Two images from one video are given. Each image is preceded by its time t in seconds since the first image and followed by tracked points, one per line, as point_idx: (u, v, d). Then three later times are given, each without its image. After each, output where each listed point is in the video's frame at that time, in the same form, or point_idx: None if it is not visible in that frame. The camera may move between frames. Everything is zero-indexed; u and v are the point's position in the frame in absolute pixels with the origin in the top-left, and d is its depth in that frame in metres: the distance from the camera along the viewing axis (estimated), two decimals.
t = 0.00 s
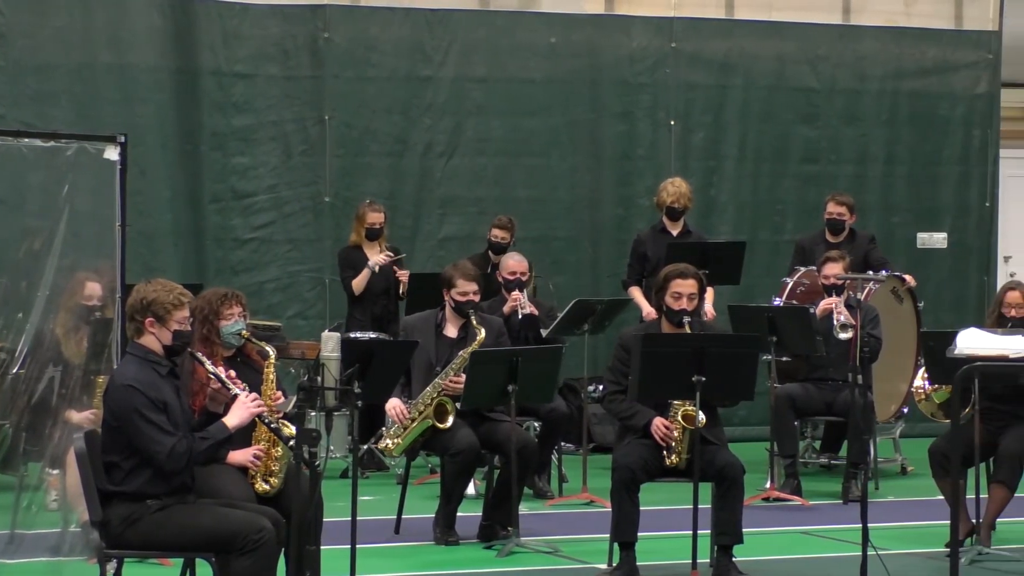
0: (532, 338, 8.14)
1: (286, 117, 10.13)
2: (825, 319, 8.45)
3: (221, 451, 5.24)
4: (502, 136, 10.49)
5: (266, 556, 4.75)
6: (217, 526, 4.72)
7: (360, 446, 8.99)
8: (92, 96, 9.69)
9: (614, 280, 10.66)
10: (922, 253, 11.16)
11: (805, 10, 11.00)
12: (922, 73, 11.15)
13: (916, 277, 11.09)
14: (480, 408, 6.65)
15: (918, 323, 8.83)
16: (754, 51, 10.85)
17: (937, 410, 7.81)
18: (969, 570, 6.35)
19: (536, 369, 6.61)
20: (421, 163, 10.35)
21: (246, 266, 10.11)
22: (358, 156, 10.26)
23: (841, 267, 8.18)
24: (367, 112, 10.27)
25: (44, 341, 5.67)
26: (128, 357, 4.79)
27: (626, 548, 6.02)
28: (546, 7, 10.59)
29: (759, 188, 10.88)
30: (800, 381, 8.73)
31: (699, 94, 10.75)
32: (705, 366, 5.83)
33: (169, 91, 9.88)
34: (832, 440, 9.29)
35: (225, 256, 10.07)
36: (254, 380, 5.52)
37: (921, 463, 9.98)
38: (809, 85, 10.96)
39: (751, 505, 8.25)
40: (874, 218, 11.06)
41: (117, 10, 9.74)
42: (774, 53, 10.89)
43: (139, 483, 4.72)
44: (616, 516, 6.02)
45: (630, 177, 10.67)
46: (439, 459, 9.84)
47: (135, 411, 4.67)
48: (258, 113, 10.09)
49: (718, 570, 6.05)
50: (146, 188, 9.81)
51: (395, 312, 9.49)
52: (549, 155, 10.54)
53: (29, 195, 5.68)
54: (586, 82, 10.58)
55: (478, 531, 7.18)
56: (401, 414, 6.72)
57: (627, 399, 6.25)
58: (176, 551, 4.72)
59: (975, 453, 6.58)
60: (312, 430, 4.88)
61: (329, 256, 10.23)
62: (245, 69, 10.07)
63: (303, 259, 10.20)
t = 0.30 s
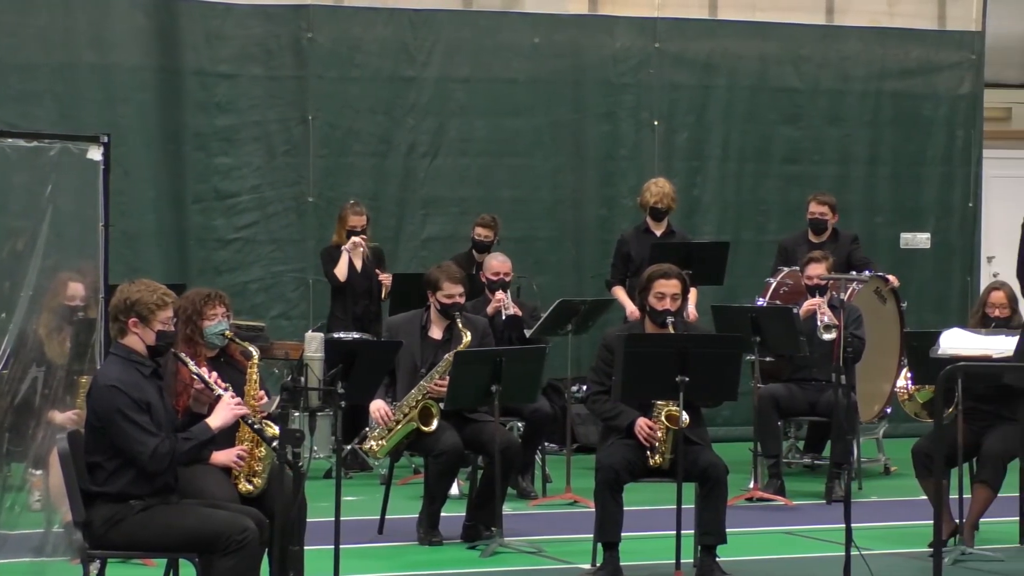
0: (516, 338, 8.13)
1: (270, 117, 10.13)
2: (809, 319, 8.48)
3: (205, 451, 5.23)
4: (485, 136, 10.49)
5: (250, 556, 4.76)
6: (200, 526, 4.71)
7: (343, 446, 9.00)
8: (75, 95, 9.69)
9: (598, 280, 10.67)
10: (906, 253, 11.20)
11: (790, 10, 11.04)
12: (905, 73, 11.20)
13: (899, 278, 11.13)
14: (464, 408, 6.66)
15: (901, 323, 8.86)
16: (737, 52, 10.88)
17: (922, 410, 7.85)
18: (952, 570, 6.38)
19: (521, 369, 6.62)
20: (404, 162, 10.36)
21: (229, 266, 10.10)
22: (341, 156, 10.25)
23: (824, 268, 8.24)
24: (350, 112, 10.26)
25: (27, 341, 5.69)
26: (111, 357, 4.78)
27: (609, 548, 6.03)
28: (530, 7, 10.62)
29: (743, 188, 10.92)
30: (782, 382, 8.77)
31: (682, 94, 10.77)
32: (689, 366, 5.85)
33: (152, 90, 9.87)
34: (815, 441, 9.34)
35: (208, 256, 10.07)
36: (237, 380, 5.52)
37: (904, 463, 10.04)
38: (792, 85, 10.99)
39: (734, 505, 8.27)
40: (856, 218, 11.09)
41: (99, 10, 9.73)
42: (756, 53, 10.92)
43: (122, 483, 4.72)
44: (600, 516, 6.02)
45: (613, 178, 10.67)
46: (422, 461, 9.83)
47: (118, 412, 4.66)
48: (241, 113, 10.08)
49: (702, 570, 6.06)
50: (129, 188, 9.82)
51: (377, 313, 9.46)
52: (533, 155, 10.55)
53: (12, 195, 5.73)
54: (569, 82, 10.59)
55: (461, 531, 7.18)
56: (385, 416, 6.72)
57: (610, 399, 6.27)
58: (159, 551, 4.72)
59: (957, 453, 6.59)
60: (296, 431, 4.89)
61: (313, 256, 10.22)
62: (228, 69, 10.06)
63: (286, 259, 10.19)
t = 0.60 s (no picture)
0: (501, 338, 8.18)
1: (254, 117, 10.12)
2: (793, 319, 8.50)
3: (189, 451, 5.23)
4: (469, 137, 10.50)
5: (235, 555, 4.76)
6: (185, 526, 4.71)
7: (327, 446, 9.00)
8: (59, 95, 9.70)
9: (582, 280, 10.68)
10: (890, 253, 11.22)
11: (773, 11, 11.10)
12: (889, 74, 11.23)
13: (883, 278, 11.15)
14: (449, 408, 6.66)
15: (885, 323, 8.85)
16: (721, 52, 10.90)
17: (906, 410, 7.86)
18: (937, 570, 6.41)
19: (505, 369, 6.63)
20: (388, 163, 10.36)
21: (214, 266, 10.09)
22: (325, 156, 10.24)
23: (807, 268, 8.30)
24: (335, 112, 10.26)
25: (11, 341, 5.84)
26: (95, 358, 4.77)
27: (594, 549, 6.04)
28: (514, 8, 10.64)
29: (727, 188, 10.94)
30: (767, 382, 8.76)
31: (666, 95, 10.79)
32: (673, 366, 5.87)
33: (136, 91, 9.87)
34: (800, 441, 9.38)
35: (193, 256, 10.06)
36: (222, 380, 5.51)
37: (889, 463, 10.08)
38: (777, 86, 11.01)
39: (719, 506, 8.29)
40: (839, 218, 11.12)
41: (83, 10, 9.74)
42: (740, 54, 10.94)
43: (106, 484, 4.71)
44: (585, 517, 6.02)
45: (597, 178, 10.68)
46: (405, 462, 9.83)
47: (102, 412, 4.65)
48: (225, 114, 10.07)
49: (687, 570, 6.07)
50: (113, 188, 9.83)
51: (361, 314, 9.45)
52: (517, 156, 10.56)
53: None
54: (554, 82, 10.60)
55: (446, 531, 7.19)
56: (371, 416, 6.70)
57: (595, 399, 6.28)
58: (144, 552, 4.71)
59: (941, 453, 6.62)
60: (280, 432, 4.91)
61: (297, 257, 10.20)
62: (212, 69, 10.06)
63: (270, 259, 10.18)
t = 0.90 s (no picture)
0: (485, 340, 8.13)
1: (238, 117, 10.11)
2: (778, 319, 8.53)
3: (174, 451, 5.23)
4: (454, 137, 10.50)
5: (219, 556, 4.75)
6: (169, 526, 4.71)
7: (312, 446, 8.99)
8: (43, 95, 9.69)
9: (566, 280, 10.68)
10: (875, 253, 11.26)
11: (758, 10, 11.12)
12: (873, 74, 11.26)
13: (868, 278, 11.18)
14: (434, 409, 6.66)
15: (869, 324, 8.88)
16: (705, 52, 10.93)
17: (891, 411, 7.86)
18: (922, 569, 6.45)
19: (490, 369, 6.64)
20: (372, 163, 10.36)
21: (198, 267, 10.08)
22: (309, 157, 10.24)
23: (791, 269, 8.32)
24: (320, 112, 10.25)
25: None
26: (79, 358, 4.76)
27: (579, 549, 6.06)
28: (498, 8, 10.65)
29: (711, 188, 10.96)
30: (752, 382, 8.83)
31: (650, 95, 10.81)
32: (657, 366, 5.89)
33: (120, 91, 9.86)
34: (784, 441, 9.41)
35: (177, 256, 10.05)
36: (208, 381, 5.51)
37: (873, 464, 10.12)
38: (761, 86, 11.04)
39: (703, 506, 8.32)
40: (823, 218, 11.16)
41: (67, 10, 9.72)
42: (724, 54, 10.97)
43: (90, 484, 4.70)
44: (570, 517, 6.03)
45: (582, 179, 10.69)
46: (389, 463, 9.83)
47: (86, 413, 4.64)
48: (209, 114, 10.06)
49: (671, 570, 6.08)
50: (97, 189, 9.82)
51: (347, 314, 9.47)
52: (501, 156, 10.57)
53: None
54: (538, 82, 10.61)
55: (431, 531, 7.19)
56: (355, 415, 6.76)
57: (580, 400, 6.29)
58: (129, 552, 4.71)
59: (926, 453, 6.66)
60: (265, 431, 4.90)
61: (281, 257, 10.19)
62: (197, 69, 10.05)
63: (254, 259, 10.17)
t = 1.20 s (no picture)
0: (470, 339, 8.15)
1: (223, 117, 10.10)
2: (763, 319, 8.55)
3: (159, 452, 5.22)
4: (439, 137, 10.51)
5: (203, 557, 4.75)
6: (155, 527, 4.70)
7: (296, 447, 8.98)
8: (28, 95, 9.68)
9: (551, 280, 10.69)
10: (859, 254, 11.30)
11: (742, 11, 11.15)
12: (857, 74, 11.29)
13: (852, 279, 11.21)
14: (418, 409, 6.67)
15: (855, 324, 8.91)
16: (690, 52, 10.95)
17: (876, 411, 7.90)
18: (906, 569, 6.48)
19: (476, 371, 6.65)
20: (357, 163, 10.36)
21: (182, 267, 10.07)
22: (294, 157, 10.23)
23: (775, 269, 8.35)
24: (304, 112, 10.25)
25: None
26: (64, 359, 4.75)
27: (564, 549, 6.07)
28: (483, 8, 10.66)
29: (696, 189, 10.98)
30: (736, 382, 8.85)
31: (635, 95, 10.82)
32: (642, 366, 5.90)
33: (104, 91, 9.85)
34: (769, 441, 9.44)
35: (162, 256, 10.03)
36: (195, 383, 5.50)
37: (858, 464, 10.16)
38: (746, 87, 11.06)
39: (688, 506, 8.34)
40: (808, 218, 11.19)
41: (51, 10, 9.71)
42: (708, 55, 10.99)
43: (74, 485, 4.69)
44: (554, 517, 6.05)
45: (566, 179, 10.70)
46: (372, 463, 9.84)
47: (70, 413, 4.64)
48: (193, 114, 10.05)
49: (656, 570, 6.09)
50: (81, 189, 9.81)
51: (332, 314, 9.47)
52: (486, 156, 10.58)
53: None
54: (523, 82, 10.62)
55: (416, 532, 7.20)
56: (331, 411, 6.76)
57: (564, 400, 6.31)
58: (113, 553, 4.70)
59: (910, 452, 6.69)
60: (250, 432, 4.90)
61: (266, 257, 10.18)
62: (181, 70, 10.04)
63: (239, 260, 10.16)
